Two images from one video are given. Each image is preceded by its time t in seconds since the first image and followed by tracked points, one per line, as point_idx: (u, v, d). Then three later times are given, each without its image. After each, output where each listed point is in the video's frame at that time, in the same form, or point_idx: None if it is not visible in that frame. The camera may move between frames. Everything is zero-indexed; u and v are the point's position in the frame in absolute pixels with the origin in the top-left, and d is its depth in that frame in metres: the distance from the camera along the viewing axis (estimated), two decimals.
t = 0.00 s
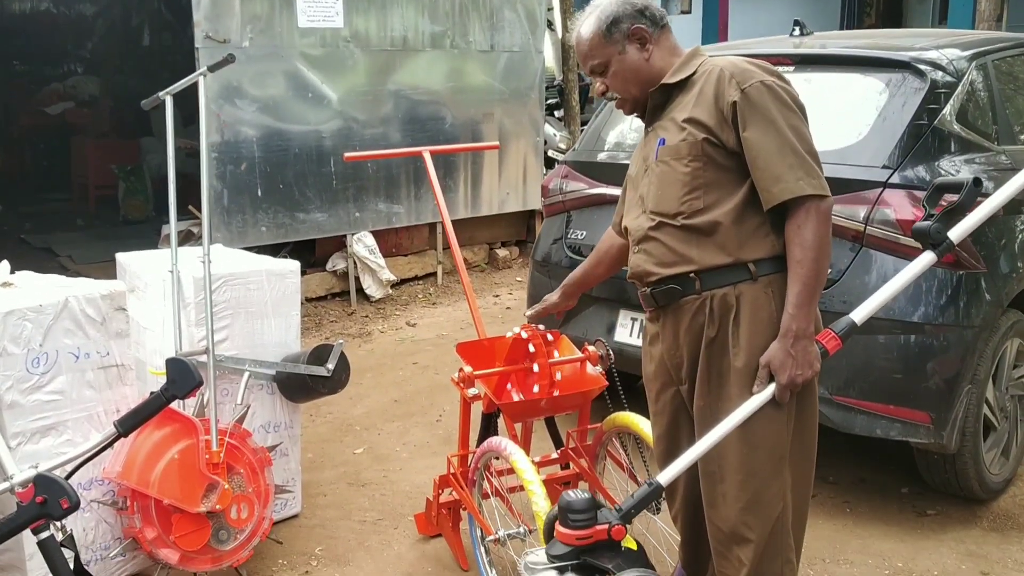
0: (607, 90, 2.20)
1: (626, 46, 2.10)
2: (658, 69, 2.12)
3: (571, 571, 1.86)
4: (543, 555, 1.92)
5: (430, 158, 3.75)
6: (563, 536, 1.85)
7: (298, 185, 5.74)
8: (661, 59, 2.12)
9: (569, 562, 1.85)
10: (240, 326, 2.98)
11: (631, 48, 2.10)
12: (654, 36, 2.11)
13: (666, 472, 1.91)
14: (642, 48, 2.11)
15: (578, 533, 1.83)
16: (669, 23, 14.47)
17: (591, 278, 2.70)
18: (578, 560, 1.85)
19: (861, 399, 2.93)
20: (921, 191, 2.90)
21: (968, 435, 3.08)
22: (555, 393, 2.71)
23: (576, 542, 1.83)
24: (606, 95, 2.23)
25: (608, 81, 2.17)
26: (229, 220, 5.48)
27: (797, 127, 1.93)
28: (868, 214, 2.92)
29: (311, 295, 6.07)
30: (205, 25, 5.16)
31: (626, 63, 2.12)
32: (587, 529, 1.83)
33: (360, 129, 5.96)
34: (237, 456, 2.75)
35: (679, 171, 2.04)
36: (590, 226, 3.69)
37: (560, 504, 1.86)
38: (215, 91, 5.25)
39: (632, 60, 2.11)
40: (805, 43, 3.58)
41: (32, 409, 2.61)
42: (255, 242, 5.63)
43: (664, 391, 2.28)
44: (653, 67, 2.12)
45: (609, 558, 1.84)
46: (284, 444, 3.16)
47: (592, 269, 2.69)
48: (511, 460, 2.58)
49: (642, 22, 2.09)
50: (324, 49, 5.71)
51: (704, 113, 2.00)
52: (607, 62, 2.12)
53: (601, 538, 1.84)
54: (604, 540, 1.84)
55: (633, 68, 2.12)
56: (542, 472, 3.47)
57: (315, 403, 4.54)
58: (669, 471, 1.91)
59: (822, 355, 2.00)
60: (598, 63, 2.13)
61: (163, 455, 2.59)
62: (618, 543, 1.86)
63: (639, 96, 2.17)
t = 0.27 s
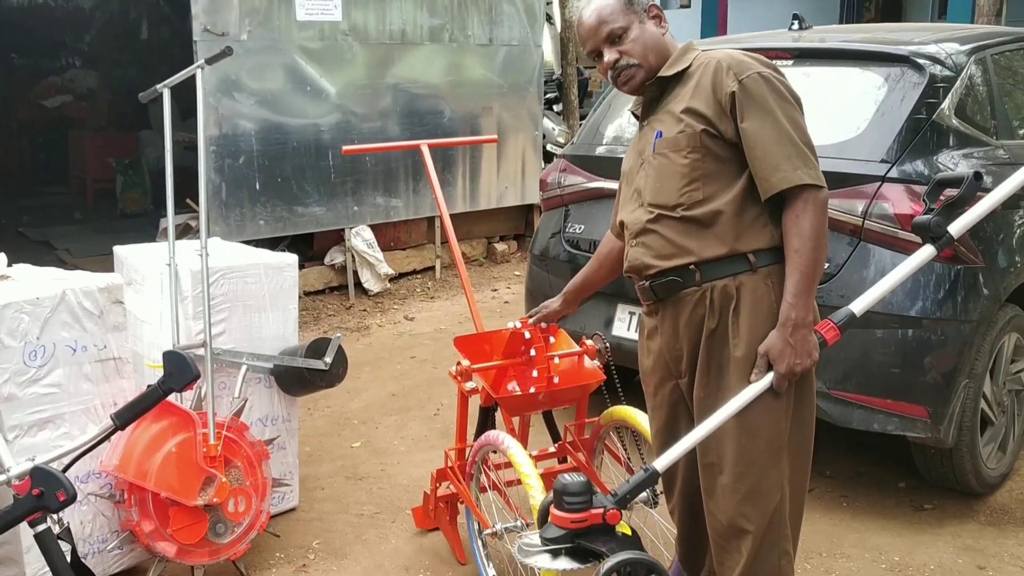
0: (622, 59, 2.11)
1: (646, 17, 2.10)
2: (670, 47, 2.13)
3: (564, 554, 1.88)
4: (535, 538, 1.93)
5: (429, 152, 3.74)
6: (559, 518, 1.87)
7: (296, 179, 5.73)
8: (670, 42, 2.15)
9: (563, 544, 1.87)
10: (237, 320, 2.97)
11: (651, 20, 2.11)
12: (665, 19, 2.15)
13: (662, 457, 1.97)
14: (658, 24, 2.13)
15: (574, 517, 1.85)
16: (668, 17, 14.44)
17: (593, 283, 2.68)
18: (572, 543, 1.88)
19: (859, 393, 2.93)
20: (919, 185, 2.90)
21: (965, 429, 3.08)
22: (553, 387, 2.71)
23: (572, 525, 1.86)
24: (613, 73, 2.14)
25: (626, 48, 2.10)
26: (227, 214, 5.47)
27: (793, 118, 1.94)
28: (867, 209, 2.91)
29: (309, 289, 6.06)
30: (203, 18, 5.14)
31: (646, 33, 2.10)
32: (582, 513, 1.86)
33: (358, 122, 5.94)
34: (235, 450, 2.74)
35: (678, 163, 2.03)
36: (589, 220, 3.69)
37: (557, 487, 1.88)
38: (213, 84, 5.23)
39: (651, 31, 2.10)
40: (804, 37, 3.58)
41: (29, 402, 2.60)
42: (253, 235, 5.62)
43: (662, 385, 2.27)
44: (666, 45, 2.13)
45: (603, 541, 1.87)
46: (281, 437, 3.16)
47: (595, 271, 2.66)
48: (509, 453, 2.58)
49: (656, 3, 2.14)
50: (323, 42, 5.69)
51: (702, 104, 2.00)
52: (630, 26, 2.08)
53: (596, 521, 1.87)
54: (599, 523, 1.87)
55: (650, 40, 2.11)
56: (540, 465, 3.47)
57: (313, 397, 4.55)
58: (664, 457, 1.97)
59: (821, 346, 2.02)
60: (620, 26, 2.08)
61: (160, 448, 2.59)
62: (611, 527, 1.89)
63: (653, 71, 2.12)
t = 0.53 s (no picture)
0: (612, 64, 2.12)
1: (639, 19, 2.07)
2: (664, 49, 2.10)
3: (569, 549, 1.84)
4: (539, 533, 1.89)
5: (428, 149, 3.73)
6: (566, 512, 1.83)
7: (295, 175, 5.72)
8: (667, 40, 2.11)
9: (569, 539, 1.83)
10: (236, 316, 2.97)
11: (643, 22, 2.07)
12: (663, 17, 2.10)
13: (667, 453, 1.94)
14: (653, 24, 2.09)
15: (580, 512, 1.82)
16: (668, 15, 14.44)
17: (588, 271, 2.69)
18: (577, 539, 1.84)
19: (857, 391, 2.93)
20: (919, 184, 2.90)
21: (963, 428, 3.09)
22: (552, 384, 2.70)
23: (579, 520, 1.82)
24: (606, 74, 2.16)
25: (616, 54, 2.10)
26: (226, 210, 5.46)
27: (795, 116, 1.95)
28: (865, 207, 2.92)
29: (307, 286, 6.06)
30: (202, 14, 5.14)
31: (638, 37, 2.07)
32: (590, 508, 1.82)
33: (357, 120, 5.94)
34: (233, 446, 2.74)
35: (680, 160, 2.03)
36: (588, 218, 3.69)
37: (563, 481, 1.83)
38: (211, 80, 5.23)
39: (644, 33, 2.08)
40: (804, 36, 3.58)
41: (27, 399, 2.60)
42: (252, 232, 5.61)
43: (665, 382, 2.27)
44: (660, 45, 2.10)
45: (610, 537, 1.83)
46: (280, 434, 3.16)
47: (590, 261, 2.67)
48: (507, 450, 2.58)
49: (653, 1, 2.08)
50: (322, 39, 5.69)
51: (706, 101, 2.00)
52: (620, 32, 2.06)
53: (603, 517, 1.83)
54: (605, 519, 1.83)
55: (642, 43, 2.08)
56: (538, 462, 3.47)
57: (312, 394, 4.55)
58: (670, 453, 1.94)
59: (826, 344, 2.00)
60: (609, 32, 2.07)
61: (158, 446, 2.59)
62: (617, 523, 1.86)
63: (644, 74, 2.12)
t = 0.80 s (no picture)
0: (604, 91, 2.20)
1: (615, 46, 2.09)
2: (649, 65, 2.11)
3: (603, 563, 1.79)
4: (570, 545, 1.84)
5: (428, 149, 3.73)
6: (599, 525, 1.79)
7: (294, 174, 5.72)
8: (653, 54, 2.10)
9: (603, 553, 1.79)
10: (236, 314, 2.97)
11: (620, 47, 2.09)
12: (642, 34, 2.09)
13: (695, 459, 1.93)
14: (632, 46, 2.09)
15: (614, 524, 1.78)
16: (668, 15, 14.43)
17: (599, 272, 2.72)
18: (611, 552, 1.80)
19: (857, 391, 2.94)
20: (919, 184, 2.89)
21: (963, 428, 3.09)
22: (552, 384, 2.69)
23: (613, 533, 1.78)
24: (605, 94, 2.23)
25: (603, 80, 2.16)
26: (226, 209, 5.46)
27: (806, 115, 1.95)
28: (866, 207, 2.92)
29: (307, 285, 6.05)
30: (202, 13, 5.14)
31: (616, 63, 2.10)
32: (624, 520, 1.78)
33: (357, 118, 5.94)
34: (232, 445, 2.75)
35: (695, 168, 2.03)
36: (588, 217, 3.69)
37: (596, 494, 1.80)
38: (211, 79, 5.22)
39: (623, 58, 2.10)
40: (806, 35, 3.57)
41: (27, 397, 2.60)
42: (251, 231, 5.61)
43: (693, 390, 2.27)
44: (645, 64, 2.11)
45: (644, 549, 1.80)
46: (280, 433, 3.16)
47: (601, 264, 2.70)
48: (507, 450, 2.58)
49: (629, 21, 2.08)
50: (322, 38, 5.68)
51: (713, 107, 2.00)
52: (598, 61, 2.11)
53: (637, 528, 1.80)
54: (639, 530, 1.80)
55: (623, 67, 2.11)
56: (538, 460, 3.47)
57: (312, 393, 4.55)
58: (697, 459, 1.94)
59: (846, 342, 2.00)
60: (588, 63, 2.13)
61: (158, 445, 2.59)
62: (650, 533, 1.83)
63: (636, 93, 2.16)
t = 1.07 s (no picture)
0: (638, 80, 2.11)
1: (651, 39, 2.00)
2: (686, 61, 2.02)
3: None
4: None
5: (428, 148, 3.73)
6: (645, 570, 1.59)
7: (295, 173, 5.72)
8: (690, 50, 2.01)
9: None
10: (236, 314, 2.97)
11: (656, 41, 2.00)
12: (680, 29, 1.99)
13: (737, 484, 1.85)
14: (669, 40, 2.00)
15: (664, 567, 1.58)
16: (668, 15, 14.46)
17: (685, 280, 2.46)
18: None
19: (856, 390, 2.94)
20: (919, 184, 2.89)
21: (963, 428, 3.09)
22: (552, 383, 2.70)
23: None
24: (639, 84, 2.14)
25: (638, 73, 2.08)
26: (226, 208, 5.46)
27: (846, 127, 1.86)
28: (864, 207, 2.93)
29: (307, 285, 6.05)
30: (202, 12, 5.14)
31: (651, 58, 2.02)
32: (673, 560, 1.59)
33: (357, 118, 5.94)
34: (233, 444, 2.75)
35: (727, 178, 1.95)
36: (589, 217, 3.69)
37: (642, 537, 1.59)
38: (211, 78, 5.22)
39: (658, 53, 2.01)
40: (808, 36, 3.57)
41: (28, 396, 2.60)
42: (251, 230, 5.61)
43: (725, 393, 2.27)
44: (681, 60, 2.02)
45: None
46: (279, 432, 3.16)
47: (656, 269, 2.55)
48: (507, 449, 2.58)
49: (668, 14, 1.98)
50: (322, 38, 5.69)
51: (749, 115, 1.90)
52: (634, 54, 2.02)
53: (685, 568, 1.61)
54: (687, 569, 1.61)
55: (659, 62, 2.02)
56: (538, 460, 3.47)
57: (312, 392, 4.55)
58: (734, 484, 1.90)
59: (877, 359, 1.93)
60: (625, 55, 2.04)
61: (158, 443, 2.59)
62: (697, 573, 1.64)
63: (670, 88, 2.08)
